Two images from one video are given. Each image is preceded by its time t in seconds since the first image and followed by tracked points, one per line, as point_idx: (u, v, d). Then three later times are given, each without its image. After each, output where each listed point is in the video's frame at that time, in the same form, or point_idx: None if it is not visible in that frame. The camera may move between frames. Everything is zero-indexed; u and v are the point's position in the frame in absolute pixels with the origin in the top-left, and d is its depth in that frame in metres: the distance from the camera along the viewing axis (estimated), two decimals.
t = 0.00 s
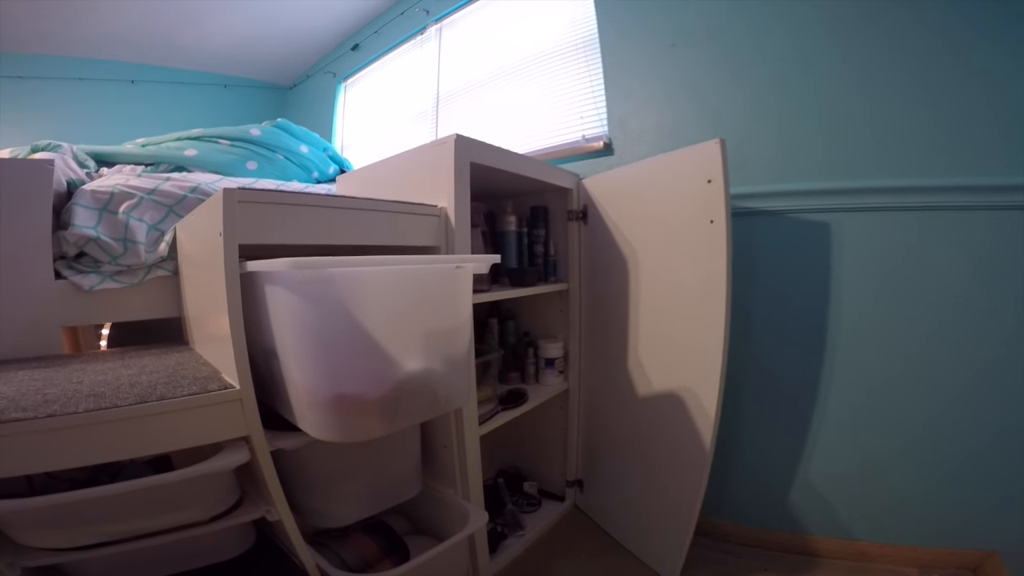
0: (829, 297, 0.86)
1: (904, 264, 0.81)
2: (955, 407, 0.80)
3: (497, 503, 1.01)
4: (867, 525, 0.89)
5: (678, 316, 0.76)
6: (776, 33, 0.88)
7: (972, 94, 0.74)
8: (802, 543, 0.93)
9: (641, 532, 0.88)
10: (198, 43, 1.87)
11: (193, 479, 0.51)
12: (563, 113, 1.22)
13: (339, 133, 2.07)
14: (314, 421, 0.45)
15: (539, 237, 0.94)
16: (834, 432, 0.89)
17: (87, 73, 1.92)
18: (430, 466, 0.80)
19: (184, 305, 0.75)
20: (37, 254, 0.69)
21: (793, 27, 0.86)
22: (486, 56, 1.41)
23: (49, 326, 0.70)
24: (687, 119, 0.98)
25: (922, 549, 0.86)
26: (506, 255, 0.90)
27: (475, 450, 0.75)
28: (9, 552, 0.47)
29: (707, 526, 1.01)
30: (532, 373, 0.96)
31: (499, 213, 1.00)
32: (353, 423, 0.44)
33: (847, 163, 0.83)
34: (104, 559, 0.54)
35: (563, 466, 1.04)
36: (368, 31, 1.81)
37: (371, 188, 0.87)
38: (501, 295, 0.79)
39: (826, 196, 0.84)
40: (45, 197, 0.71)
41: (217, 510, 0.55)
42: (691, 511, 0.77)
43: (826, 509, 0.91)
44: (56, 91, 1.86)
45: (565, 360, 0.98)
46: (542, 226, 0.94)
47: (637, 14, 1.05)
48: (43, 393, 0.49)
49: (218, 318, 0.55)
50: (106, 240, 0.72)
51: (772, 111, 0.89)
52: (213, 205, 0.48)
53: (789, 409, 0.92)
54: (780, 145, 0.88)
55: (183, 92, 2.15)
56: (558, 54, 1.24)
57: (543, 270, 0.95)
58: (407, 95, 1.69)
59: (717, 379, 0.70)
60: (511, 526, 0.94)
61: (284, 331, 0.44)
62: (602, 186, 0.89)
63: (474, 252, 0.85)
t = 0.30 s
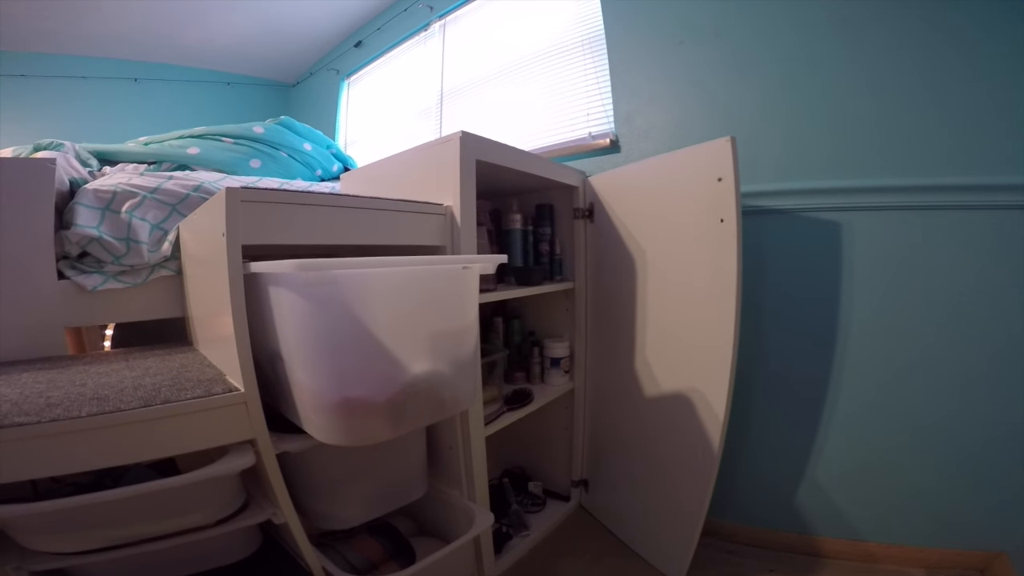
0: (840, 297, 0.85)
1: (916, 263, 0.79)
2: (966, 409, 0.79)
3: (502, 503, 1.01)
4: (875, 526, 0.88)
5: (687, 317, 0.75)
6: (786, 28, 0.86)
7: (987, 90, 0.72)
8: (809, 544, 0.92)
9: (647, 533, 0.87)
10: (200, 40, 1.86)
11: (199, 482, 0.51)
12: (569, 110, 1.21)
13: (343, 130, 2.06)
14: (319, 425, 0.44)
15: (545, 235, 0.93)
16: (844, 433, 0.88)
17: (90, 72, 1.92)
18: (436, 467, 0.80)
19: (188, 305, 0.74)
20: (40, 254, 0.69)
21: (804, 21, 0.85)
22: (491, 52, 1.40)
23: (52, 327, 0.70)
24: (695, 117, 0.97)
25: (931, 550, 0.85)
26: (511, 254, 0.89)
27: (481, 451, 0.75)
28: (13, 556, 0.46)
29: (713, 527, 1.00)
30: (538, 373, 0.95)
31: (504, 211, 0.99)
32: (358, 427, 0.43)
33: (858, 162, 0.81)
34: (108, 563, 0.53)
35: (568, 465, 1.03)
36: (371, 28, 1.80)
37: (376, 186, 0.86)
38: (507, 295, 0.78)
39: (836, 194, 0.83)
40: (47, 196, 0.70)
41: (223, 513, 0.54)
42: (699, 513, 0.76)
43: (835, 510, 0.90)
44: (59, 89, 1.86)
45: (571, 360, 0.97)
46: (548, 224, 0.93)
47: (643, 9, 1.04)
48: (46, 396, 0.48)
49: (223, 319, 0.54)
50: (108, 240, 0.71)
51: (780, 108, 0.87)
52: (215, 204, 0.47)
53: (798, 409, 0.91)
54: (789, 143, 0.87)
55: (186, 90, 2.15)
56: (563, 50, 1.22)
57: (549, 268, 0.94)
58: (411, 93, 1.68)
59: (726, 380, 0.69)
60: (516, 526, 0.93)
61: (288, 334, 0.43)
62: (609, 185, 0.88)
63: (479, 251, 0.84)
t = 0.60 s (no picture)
0: (850, 304, 0.85)
1: (926, 270, 0.79)
2: (977, 417, 0.78)
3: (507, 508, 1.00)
4: (884, 533, 0.87)
5: (697, 323, 0.75)
6: (796, 33, 0.86)
7: (999, 96, 0.72)
8: (817, 551, 0.92)
9: (654, 539, 0.87)
10: (207, 43, 1.87)
11: (211, 487, 0.51)
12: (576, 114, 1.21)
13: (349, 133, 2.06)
14: (333, 431, 0.44)
15: (553, 240, 0.93)
16: (854, 440, 0.87)
17: (99, 74, 1.93)
18: (444, 472, 0.80)
19: (198, 309, 0.75)
20: (52, 258, 0.69)
21: (814, 27, 0.84)
22: (498, 56, 1.40)
23: (62, 329, 0.70)
24: (703, 122, 0.97)
25: (940, 557, 0.84)
26: (519, 259, 0.89)
27: (489, 457, 0.74)
28: (27, 560, 0.47)
29: (720, 533, 1.00)
30: (545, 378, 0.95)
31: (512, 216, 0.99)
32: (372, 433, 0.43)
33: (868, 168, 0.81)
34: (119, 567, 0.53)
35: (575, 470, 1.03)
36: (378, 31, 1.81)
37: (385, 191, 0.86)
38: (516, 300, 0.78)
39: (846, 200, 0.83)
40: (57, 200, 0.70)
41: (235, 517, 0.54)
42: (707, 520, 0.75)
43: (844, 517, 0.90)
44: (68, 91, 1.87)
45: (579, 365, 0.96)
46: (556, 229, 0.93)
47: (651, 14, 1.04)
48: (59, 400, 0.49)
49: (234, 325, 0.54)
50: (119, 243, 0.71)
51: (790, 114, 0.87)
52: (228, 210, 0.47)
53: (807, 416, 0.91)
54: (798, 150, 0.87)
55: (194, 92, 2.16)
56: (571, 55, 1.22)
57: (557, 273, 0.94)
58: (418, 96, 1.68)
59: (737, 386, 0.69)
60: (522, 531, 0.92)
61: (302, 341, 0.43)
62: (618, 190, 0.87)
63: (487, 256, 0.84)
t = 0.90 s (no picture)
0: (861, 306, 0.84)
1: (939, 272, 0.78)
2: (988, 420, 0.78)
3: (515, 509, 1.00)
4: (896, 536, 0.86)
5: (706, 326, 0.75)
6: (806, 34, 0.86)
7: (1012, 97, 0.71)
8: (827, 553, 0.91)
9: (662, 540, 0.86)
10: (216, 44, 1.88)
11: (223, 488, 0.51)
12: (584, 116, 1.21)
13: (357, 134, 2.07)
14: (346, 432, 0.44)
15: (561, 242, 0.93)
16: (866, 443, 0.86)
17: (110, 75, 1.94)
18: (452, 473, 0.80)
19: (208, 309, 0.75)
20: (65, 259, 0.70)
21: (827, 27, 0.83)
22: (505, 58, 1.40)
23: (75, 329, 0.71)
24: (712, 123, 0.96)
25: (952, 560, 0.83)
26: (527, 260, 0.89)
27: (499, 457, 0.74)
28: (39, 562, 0.47)
29: (729, 535, 0.99)
30: (553, 379, 0.95)
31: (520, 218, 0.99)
32: (384, 433, 0.43)
33: (879, 170, 0.80)
34: (131, 567, 0.54)
35: (583, 472, 1.02)
36: (385, 33, 1.81)
37: (394, 192, 0.86)
38: (526, 301, 0.78)
39: (858, 202, 0.82)
40: (72, 200, 0.71)
41: (247, 518, 0.54)
42: (717, 522, 0.75)
43: (855, 521, 0.89)
44: (79, 92, 1.89)
45: (587, 365, 0.96)
46: (565, 230, 0.92)
47: (659, 15, 1.04)
48: (73, 400, 0.49)
49: (247, 327, 0.54)
50: (131, 244, 0.71)
51: (800, 115, 0.87)
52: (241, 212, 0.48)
53: (818, 418, 0.90)
54: (809, 151, 0.86)
55: (203, 93, 2.17)
56: (579, 56, 1.22)
57: (565, 274, 0.93)
58: (425, 97, 1.68)
59: (747, 387, 0.69)
60: (529, 531, 0.92)
61: (315, 341, 0.43)
62: (627, 191, 0.87)
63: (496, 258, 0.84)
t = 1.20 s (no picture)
0: (873, 299, 0.84)
1: (948, 265, 0.78)
2: (998, 413, 0.78)
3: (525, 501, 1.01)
4: (907, 528, 0.87)
5: (719, 318, 0.75)
6: (816, 26, 0.85)
7: None
8: (838, 545, 0.91)
9: (673, 532, 0.87)
10: (222, 43, 1.89)
11: (243, 480, 0.51)
12: (593, 110, 1.21)
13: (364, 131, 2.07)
14: (366, 421, 0.45)
15: (571, 236, 0.93)
16: (877, 436, 0.87)
17: (118, 74, 1.95)
18: (465, 465, 0.80)
19: (223, 303, 0.76)
20: (82, 255, 0.71)
21: (838, 18, 0.83)
22: (513, 53, 1.40)
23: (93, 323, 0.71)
24: (722, 117, 0.96)
25: (962, 552, 0.83)
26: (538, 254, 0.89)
27: (512, 449, 0.75)
28: (64, 556, 0.48)
29: (739, 527, 1.00)
30: (563, 372, 0.95)
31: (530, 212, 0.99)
32: (404, 422, 0.44)
33: (890, 163, 0.80)
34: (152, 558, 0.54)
35: (593, 464, 1.03)
36: (391, 30, 1.81)
37: (405, 187, 0.87)
38: (537, 294, 0.78)
39: (869, 194, 0.82)
40: (90, 196, 0.72)
41: (267, 509, 0.55)
42: (729, 514, 0.75)
43: (866, 513, 0.89)
44: (87, 90, 1.90)
45: (597, 358, 0.96)
46: (575, 224, 0.93)
47: (668, 8, 1.03)
48: (96, 393, 0.50)
49: (266, 318, 0.55)
50: (147, 239, 0.72)
51: (811, 107, 0.86)
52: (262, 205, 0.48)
53: (828, 411, 0.91)
54: (819, 144, 0.86)
55: (209, 91, 2.18)
56: (587, 51, 1.22)
57: (576, 267, 0.93)
58: (432, 93, 1.68)
59: (761, 379, 0.69)
60: (539, 523, 0.93)
61: (335, 332, 0.44)
62: (638, 185, 0.87)
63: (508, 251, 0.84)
